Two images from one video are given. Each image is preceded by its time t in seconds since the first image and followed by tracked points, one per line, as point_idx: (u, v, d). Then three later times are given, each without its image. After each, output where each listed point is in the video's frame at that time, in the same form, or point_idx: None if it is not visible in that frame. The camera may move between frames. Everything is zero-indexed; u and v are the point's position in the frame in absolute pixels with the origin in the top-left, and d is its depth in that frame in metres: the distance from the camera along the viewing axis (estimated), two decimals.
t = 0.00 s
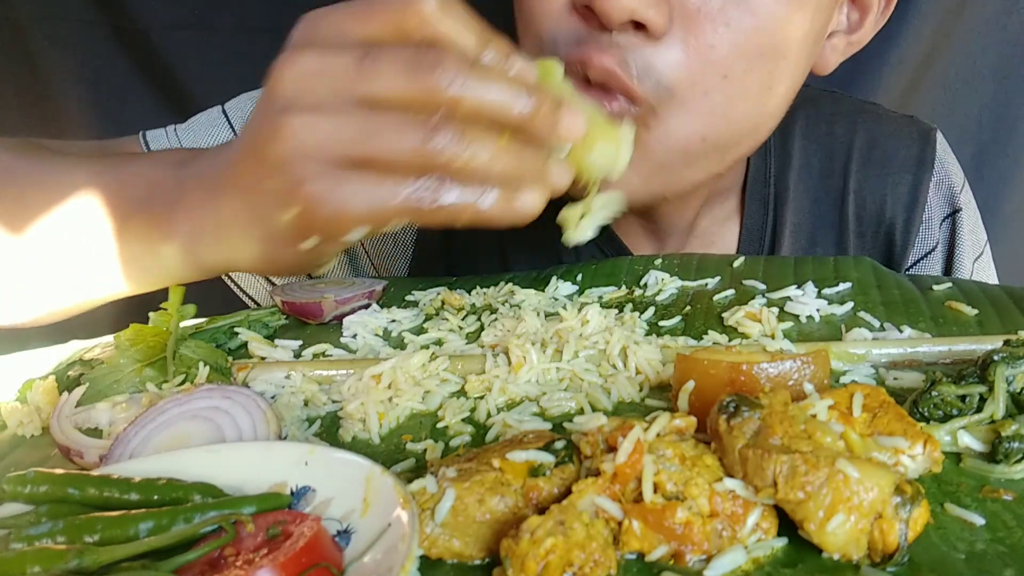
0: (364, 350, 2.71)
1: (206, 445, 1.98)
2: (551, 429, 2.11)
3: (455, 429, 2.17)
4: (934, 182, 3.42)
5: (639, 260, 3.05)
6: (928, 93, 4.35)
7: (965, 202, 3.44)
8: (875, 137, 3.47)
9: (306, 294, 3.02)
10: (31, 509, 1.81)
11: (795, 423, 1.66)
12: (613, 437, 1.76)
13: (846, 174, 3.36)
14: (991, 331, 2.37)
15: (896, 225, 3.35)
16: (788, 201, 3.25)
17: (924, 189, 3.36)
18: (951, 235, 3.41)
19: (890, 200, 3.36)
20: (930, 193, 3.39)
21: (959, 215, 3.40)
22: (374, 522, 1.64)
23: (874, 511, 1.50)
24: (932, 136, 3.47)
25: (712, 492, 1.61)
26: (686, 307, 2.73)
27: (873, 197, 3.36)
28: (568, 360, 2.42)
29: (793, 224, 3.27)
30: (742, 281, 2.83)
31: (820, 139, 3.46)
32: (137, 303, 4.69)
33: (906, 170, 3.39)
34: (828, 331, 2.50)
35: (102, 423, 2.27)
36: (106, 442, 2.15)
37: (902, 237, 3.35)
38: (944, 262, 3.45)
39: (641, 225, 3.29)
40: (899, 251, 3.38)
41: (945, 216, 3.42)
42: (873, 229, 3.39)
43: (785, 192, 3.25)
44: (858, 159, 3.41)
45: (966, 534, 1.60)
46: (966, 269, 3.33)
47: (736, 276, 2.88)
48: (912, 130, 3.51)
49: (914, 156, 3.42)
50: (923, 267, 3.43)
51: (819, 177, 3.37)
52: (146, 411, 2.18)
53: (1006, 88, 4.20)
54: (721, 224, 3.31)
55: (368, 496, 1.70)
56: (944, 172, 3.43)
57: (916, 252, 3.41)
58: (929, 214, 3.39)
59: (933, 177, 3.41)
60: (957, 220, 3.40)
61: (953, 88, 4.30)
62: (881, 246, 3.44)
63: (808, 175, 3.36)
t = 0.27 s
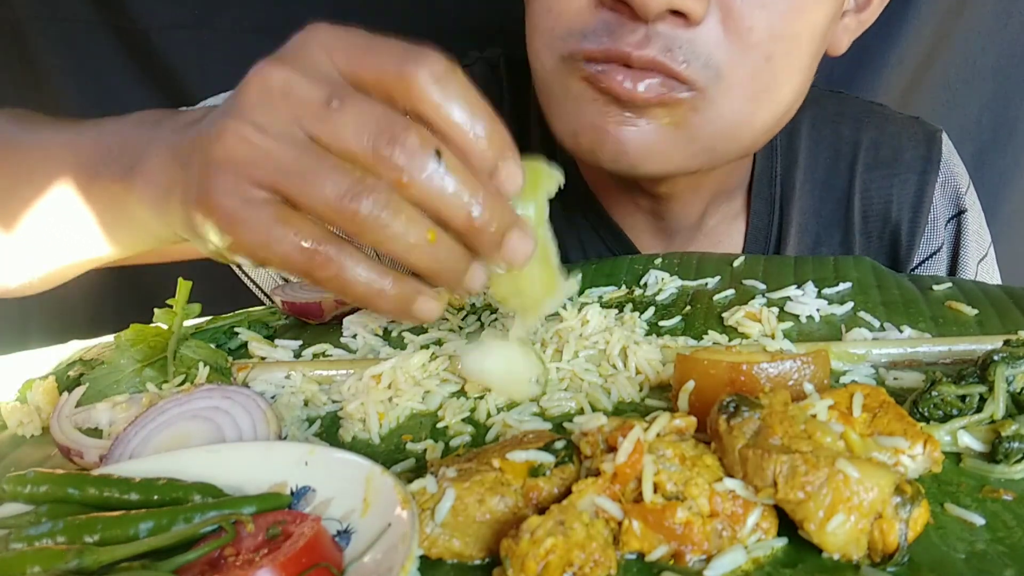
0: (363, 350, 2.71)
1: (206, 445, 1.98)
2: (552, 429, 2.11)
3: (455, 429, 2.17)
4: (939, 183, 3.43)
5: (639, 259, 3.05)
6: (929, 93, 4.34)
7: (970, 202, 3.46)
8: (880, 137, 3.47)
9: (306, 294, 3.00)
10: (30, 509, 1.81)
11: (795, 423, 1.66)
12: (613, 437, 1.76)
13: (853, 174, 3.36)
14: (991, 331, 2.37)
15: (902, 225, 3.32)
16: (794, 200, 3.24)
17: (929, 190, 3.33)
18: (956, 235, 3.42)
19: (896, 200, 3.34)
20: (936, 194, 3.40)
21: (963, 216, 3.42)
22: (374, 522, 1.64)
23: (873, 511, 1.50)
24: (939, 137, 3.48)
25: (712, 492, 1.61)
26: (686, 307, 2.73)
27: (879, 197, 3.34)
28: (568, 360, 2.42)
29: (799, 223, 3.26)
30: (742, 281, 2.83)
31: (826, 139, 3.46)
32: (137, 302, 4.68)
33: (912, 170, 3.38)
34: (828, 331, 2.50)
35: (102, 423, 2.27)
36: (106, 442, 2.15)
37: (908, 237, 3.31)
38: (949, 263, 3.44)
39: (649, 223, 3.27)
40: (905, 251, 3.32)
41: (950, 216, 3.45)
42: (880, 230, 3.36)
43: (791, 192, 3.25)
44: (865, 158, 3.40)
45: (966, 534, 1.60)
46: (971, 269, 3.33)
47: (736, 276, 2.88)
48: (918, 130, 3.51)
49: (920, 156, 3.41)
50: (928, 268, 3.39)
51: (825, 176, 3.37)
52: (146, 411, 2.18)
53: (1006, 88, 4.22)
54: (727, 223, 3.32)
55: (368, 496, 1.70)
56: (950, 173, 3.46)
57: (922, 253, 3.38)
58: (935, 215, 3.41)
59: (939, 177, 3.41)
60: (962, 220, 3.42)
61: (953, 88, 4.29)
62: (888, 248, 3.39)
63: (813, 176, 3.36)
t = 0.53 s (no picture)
0: (364, 350, 2.71)
1: (206, 445, 1.98)
2: (552, 429, 2.11)
3: (455, 430, 2.17)
4: (940, 178, 3.41)
5: (639, 260, 3.05)
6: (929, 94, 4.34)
7: (970, 199, 3.46)
8: (883, 133, 3.43)
9: (306, 294, 3.01)
10: (30, 509, 1.81)
11: (795, 423, 1.66)
12: (614, 436, 1.76)
13: (855, 170, 3.35)
14: (991, 331, 2.37)
15: (902, 221, 3.34)
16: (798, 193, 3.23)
17: (929, 186, 3.32)
18: (955, 232, 3.45)
19: (896, 197, 3.34)
20: (936, 190, 3.39)
21: (964, 212, 3.43)
22: (374, 522, 1.64)
23: (873, 511, 1.50)
24: (941, 135, 3.43)
25: (712, 492, 1.61)
26: (686, 307, 2.73)
27: (879, 193, 3.35)
28: (568, 360, 2.42)
29: (801, 217, 3.26)
30: (742, 281, 2.83)
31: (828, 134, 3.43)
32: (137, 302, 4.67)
33: (913, 167, 3.35)
34: (828, 331, 2.50)
35: (102, 423, 2.27)
36: (106, 442, 2.15)
37: (908, 233, 3.34)
38: (949, 258, 3.47)
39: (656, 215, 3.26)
40: (905, 247, 3.36)
41: (950, 213, 3.45)
42: (880, 224, 3.38)
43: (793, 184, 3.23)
44: (866, 155, 3.38)
45: (966, 533, 1.60)
46: (971, 266, 3.37)
47: (736, 276, 2.88)
48: (919, 129, 3.46)
49: (921, 152, 3.38)
50: (928, 263, 3.44)
51: (827, 173, 3.37)
52: (146, 411, 2.18)
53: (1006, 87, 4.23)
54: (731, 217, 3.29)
55: (368, 496, 1.70)
56: (951, 170, 3.43)
57: (922, 248, 3.41)
58: (935, 211, 3.41)
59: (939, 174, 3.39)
60: (963, 216, 3.43)
61: (953, 88, 4.29)
62: (888, 242, 3.42)
63: (815, 171, 3.35)
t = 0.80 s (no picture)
0: (364, 350, 2.71)
1: (206, 445, 1.98)
2: (552, 429, 2.10)
3: (455, 429, 2.17)
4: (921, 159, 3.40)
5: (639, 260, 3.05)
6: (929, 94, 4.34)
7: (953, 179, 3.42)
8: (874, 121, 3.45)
9: (307, 294, 3.02)
10: (31, 509, 1.81)
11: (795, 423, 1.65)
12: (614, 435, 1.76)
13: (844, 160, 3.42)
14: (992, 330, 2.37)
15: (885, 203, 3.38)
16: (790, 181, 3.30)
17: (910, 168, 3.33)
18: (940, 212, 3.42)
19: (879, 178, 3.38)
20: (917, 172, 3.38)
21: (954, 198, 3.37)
22: (374, 523, 1.64)
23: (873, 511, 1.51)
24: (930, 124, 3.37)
25: (712, 492, 1.61)
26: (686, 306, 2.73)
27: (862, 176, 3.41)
28: (568, 360, 2.42)
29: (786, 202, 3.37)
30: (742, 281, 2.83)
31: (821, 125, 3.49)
32: (137, 302, 4.67)
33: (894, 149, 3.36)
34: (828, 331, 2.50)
35: (102, 423, 2.27)
36: (106, 442, 2.15)
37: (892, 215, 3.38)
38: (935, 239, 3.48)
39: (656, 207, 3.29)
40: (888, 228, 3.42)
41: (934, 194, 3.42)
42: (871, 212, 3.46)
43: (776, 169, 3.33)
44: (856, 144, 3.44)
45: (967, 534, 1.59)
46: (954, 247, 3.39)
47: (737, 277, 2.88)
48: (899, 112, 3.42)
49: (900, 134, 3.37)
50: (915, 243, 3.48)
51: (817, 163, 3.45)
52: (146, 411, 2.18)
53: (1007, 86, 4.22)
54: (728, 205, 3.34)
55: (368, 496, 1.70)
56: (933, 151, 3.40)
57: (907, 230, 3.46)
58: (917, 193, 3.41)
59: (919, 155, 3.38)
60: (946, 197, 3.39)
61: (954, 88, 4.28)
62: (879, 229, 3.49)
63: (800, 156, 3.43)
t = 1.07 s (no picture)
0: (364, 350, 2.71)
1: (206, 445, 1.98)
2: (552, 429, 2.11)
3: (455, 429, 2.17)
4: (943, 169, 3.45)
5: (639, 260, 3.06)
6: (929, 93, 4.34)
7: (973, 190, 3.47)
8: (887, 123, 3.48)
9: (306, 294, 3.02)
10: (31, 509, 1.81)
11: (795, 423, 1.65)
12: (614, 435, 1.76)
13: (860, 160, 3.38)
14: (991, 331, 2.37)
15: (908, 210, 3.38)
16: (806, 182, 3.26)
17: (933, 177, 3.39)
18: (959, 222, 3.45)
19: (902, 186, 3.39)
20: (939, 181, 3.43)
21: (966, 203, 3.44)
22: (374, 523, 1.64)
23: (873, 511, 1.50)
24: (940, 129, 3.49)
25: (712, 492, 1.61)
26: (686, 307, 2.73)
27: (886, 182, 3.39)
28: (568, 360, 2.42)
29: (811, 206, 3.28)
30: (743, 281, 2.83)
31: (833, 125, 3.44)
32: (137, 302, 4.68)
33: (917, 158, 3.42)
34: (828, 332, 2.50)
35: (102, 423, 2.27)
36: (106, 442, 2.15)
37: (913, 222, 3.38)
38: (954, 250, 3.48)
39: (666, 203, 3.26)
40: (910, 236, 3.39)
41: (953, 204, 3.46)
42: (886, 214, 3.41)
43: (803, 173, 3.27)
44: (872, 146, 3.42)
45: (966, 533, 1.60)
46: (975, 258, 3.38)
47: (736, 277, 2.89)
48: (921, 122, 3.51)
49: (924, 144, 3.44)
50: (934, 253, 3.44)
51: (833, 162, 3.38)
52: (146, 411, 2.18)
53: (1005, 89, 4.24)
54: (744, 204, 3.26)
55: (368, 496, 1.70)
56: (954, 161, 3.46)
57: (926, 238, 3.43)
58: (938, 201, 3.44)
59: (942, 165, 3.44)
60: (965, 207, 3.44)
61: (953, 88, 4.29)
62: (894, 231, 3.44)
63: (825, 159, 3.37)
